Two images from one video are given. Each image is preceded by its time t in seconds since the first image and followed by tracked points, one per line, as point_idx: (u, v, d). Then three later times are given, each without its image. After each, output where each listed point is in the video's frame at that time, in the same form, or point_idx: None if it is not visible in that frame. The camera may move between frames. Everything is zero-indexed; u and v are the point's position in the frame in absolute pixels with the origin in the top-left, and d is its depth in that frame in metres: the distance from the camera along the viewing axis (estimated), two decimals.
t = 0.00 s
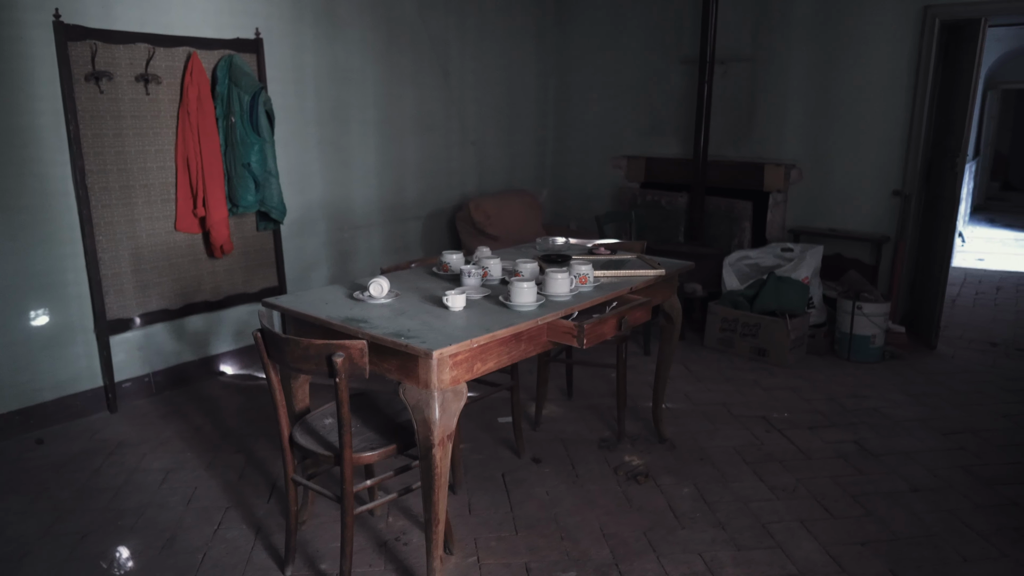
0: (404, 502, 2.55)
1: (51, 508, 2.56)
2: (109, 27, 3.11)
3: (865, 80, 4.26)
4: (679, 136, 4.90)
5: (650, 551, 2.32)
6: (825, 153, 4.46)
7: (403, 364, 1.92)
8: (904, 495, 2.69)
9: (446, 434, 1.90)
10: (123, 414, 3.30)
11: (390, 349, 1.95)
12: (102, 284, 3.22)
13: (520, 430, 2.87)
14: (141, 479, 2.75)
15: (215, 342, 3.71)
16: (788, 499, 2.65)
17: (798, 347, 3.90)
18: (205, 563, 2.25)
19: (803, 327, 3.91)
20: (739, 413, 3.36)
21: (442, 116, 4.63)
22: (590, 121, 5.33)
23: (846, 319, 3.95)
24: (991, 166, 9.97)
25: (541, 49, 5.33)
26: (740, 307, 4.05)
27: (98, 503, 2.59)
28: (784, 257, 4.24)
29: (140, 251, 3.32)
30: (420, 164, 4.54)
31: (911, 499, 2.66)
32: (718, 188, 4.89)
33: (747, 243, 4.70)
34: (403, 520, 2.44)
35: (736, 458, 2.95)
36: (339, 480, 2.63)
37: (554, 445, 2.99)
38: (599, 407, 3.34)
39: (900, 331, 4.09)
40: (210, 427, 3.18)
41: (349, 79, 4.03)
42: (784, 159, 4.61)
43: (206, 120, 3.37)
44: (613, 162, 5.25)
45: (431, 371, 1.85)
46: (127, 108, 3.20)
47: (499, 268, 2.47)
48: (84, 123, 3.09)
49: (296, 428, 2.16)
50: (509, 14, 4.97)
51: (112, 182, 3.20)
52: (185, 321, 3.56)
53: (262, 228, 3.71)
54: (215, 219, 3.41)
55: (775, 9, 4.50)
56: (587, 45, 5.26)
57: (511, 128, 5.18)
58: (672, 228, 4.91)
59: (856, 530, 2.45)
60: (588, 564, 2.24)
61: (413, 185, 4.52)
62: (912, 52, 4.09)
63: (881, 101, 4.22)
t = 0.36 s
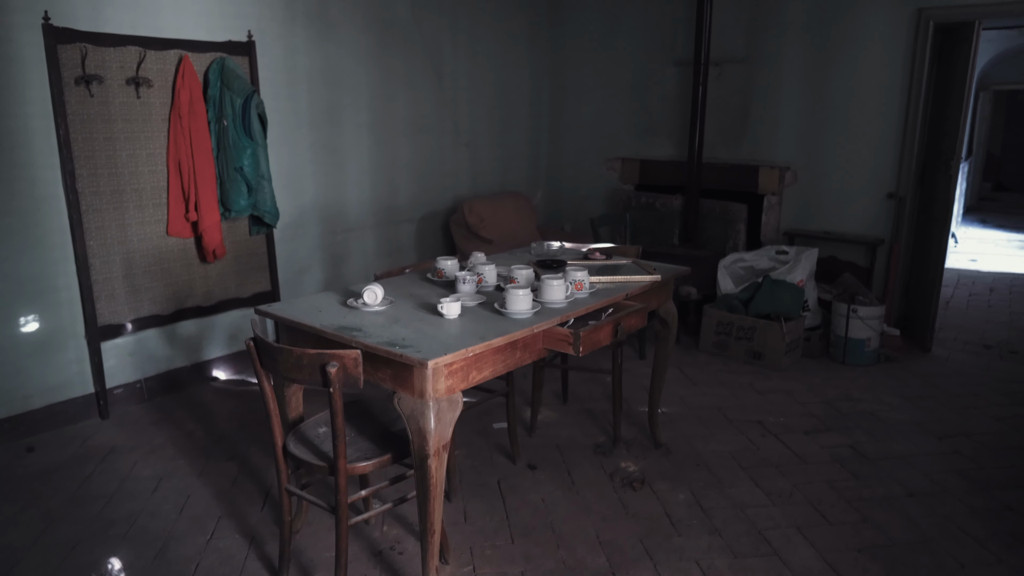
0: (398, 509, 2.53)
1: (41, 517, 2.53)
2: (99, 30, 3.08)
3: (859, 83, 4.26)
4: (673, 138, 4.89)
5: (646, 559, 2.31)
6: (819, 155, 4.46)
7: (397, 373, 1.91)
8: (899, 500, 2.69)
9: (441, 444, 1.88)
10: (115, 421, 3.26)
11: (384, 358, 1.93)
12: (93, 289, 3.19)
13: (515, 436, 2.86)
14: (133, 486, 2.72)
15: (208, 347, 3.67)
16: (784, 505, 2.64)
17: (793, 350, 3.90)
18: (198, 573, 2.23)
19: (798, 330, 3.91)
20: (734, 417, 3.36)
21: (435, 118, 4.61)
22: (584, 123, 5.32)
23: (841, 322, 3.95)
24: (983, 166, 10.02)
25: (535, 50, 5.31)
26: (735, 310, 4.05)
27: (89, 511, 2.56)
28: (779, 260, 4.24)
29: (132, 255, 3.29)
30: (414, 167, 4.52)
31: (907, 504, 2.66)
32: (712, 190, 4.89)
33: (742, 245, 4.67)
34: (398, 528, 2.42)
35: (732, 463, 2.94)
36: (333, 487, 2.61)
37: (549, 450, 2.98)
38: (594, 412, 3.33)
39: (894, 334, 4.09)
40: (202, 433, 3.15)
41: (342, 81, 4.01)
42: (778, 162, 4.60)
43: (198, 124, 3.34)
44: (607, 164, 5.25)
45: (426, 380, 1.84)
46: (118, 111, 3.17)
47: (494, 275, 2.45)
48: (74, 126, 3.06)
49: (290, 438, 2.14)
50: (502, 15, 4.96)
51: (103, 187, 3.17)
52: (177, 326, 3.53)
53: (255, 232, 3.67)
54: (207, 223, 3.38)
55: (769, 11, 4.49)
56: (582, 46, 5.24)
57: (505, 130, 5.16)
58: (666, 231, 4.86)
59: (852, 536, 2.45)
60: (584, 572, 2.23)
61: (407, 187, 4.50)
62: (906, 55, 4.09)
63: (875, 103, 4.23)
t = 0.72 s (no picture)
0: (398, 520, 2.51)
1: (35, 528, 2.49)
2: (93, 33, 3.05)
3: (858, 86, 4.25)
4: (671, 141, 4.87)
5: (649, 569, 2.29)
6: (818, 158, 4.44)
7: (398, 385, 1.88)
8: (902, 508, 2.67)
9: (443, 457, 1.86)
10: (110, 428, 3.23)
11: (385, 370, 1.90)
12: (88, 296, 3.15)
13: (515, 444, 2.84)
14: (129, 496, 2.69)
15: (204, 353, 3.64)
16: (786, 513, 2.63)
17: (793, 355, 3.88)
18: None
19: (798, 334, 3.89)
20: (735, 423, 3.34)
21: (432, 121, 4.58)
22: (582, 125, 5.29)
23: (841, 326, 3.94)
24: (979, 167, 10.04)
25: (532, 52, 5.29)
26: (735, 314, 4.03)
27: (84, 522, 2.53)
28: (778, 263, 4.23)
29: (127, 261, 3.25)
30: (411, 170, 4.49)
31: (909, 512, 2.65)
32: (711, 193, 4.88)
33: (741, 248, 4.64)
34: (398, 539, 2.39)
35: (733, 470, 2.93)
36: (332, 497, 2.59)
37: (549, 458, 2.95)
38: (594, 419, 3.31)
39: (895, 338, 4.08)
40: (198, 441, 3.11)
41: (338, 85, 3.98)
42: (777, 165, 4.58)
43: (194, 128, 3.30)
44: (605, 167, 5.22)
45: (428, 393, 1.81)
46: (113, 116, 3.13)
47: (495, 283, 2.42)
48: (69, 131, 3.02)
49: (288, 449, 2.12)
50: (499, 17, 4.93)
51: (98, 192, 3.13)
52: (174, 332, 3.49)
53: (252, 237, 3.64)
54: (204, 228, 3.34)
55: (767, 14, 4.48)
56: (579, 48, 5.22)
57: (502, 133, 5.13)
58: (665, 233, 4.86)
59: (855, 545, 2.44)
60: None
61: (404, 191, 4.47)
62: (905, 58, 4.08)
63: (874, 106, 4.21)
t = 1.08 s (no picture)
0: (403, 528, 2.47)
1: (34, 538, 2.45)
2: (92, 35, 3.01)
3: (863, 87, 4.21)
4: (674, 143, 4.83)
5: None
6: (823, 160, 4.41)
7: (405, 395, 1.84)
8: (912, 515, 2.64)
9: (451, 468, 1.83)
10: (110, 434, 3.19)
11: (391, 379, 1.87)
12: (88, 300, 3.11)
13: (521, 451, 2.81)
14: (129, 504, 2.65)
15: (205, 357, 3.59)
16: (795, 521, 2.59)
17: (799, 359, 3.85)
18: None
19: (804, 338, 3.86)
20: (741, 428, 3.31)
21: (433, 122, 4.54)
22: (583, 126, 5.25)
23: (847, 330, 3.91)
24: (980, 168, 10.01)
25: (534, 53, 5.25)
26: (740, 318, 4.00)
27: (83, 532, 2.49)
28: (783, 266, 4.19)
29: (127, 265, 3.21)
30: (413, 172, 4.45)
31: (920, 520, 2.62)
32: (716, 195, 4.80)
33: (746, 251, 4.67)
34: (403, 548, 2.35)
35: (740, 477, 2.89)
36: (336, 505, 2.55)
37: (555, 464, 2.92)
38: (599, 424, 3.27)
39: (901, 341, 4.05)
40: (199, 447, 3.07)
41: (339, 86, 3.94)
42: (781, 167, 4.55)
43: (195, 130, 3.26)
44: (607, 169, 5.18)
45: (436, 404, 1.78)
46: (113, 118, 3.09)
47: (501, 288, 2.39)
48: (68, 133, 2.98)
49: (293, 458, 2.08)
50: (501, 18, 4.89)
51: (97, 195, 3.09)
52: (174, 336, 3.45)
53: (253, 240, 3.59)
54: (204, 231, 3.30)
55: (771, 15, 4.45)
56: (580, 49, 5.18)
57: (503, 134, 5.09)
58: (669, 236, 4.80)
59: (866, 555, 2.41)
60: None
61: (405, 192, 4.43)
62: (911, 60, 4.05)
63: (879, 108, 4.18)
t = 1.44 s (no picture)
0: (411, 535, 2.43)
1: (36, 547, 2.41)
2: (95, 35, 2.97)
3: (871, 89, 4.18)
4: (680, 144, 4.79)
5: None
6: (830, 162, 4.38)
7: (416, 404, 1.81)
8: (925, 523, 2.61)
9: (463, 478, 1.80)
10: (112, 440, 3.15)
11: (402, 388, 1.83)
12: (90, 304, 3.07)
13: (529, 457, 2.77)
14: (133, 512, 2.61)
15: (208, 361, 3.56)
16: (807, 529, 2.56)
17: (807, 363, 3.82)
18: None
19: (812, 341, 3.83)
20: (750, 434, 3.28)
21: (438, 123, 4.50)
22: (588, 128, 5.22)
23: (855, 334, 3.88)
24: (983, 169, 9.99)
25: (538, 54, 5.21)
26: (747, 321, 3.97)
27: (86, 540, 2.45)
28: (790, 269, 4.17)
29: (130, 269, 3.17)
30: (417, 174, 4.41)
31: (934, 527, 2.59)
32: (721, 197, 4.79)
33: (753, 253, 4.61)
34: (412, 557, 2.32)
35: (751, 484, 2.86)
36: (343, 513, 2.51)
37: (563, 471, 2.89)
38: (607, 430, 3.24)
39: (909, 345, 4.01)
40: (202, 453, 3.03)
41: (343, 87, 3.90)
42: (788, 169, 4.52)
43: (199, 132, 3.23)
44: (612, 170, 5.15)
45: (448, 413, 1.75)
46: (116, 120, 3.06)
47: (511, 293, 2.35)
48: (70, 136, 2.95)
49: (301, 467, 2.04)
50: (505, 19, 4.86)
51: (100, 198, 3.06)
52: (177, 340, 3.41)
53: (257, 243, 3.55)
54: (208, 234, 3.26)
55: (778, 16, 4.41)
56: (585, 50, 5.14)
57: (508, 136, 5.05)
58: (674, 237, 4.80)
59: (880, 564, 2.37)
60: None
61: (410, 195, 4.39)
62: (920, 61, 4.02)
63: (888, 110, 4.15)
